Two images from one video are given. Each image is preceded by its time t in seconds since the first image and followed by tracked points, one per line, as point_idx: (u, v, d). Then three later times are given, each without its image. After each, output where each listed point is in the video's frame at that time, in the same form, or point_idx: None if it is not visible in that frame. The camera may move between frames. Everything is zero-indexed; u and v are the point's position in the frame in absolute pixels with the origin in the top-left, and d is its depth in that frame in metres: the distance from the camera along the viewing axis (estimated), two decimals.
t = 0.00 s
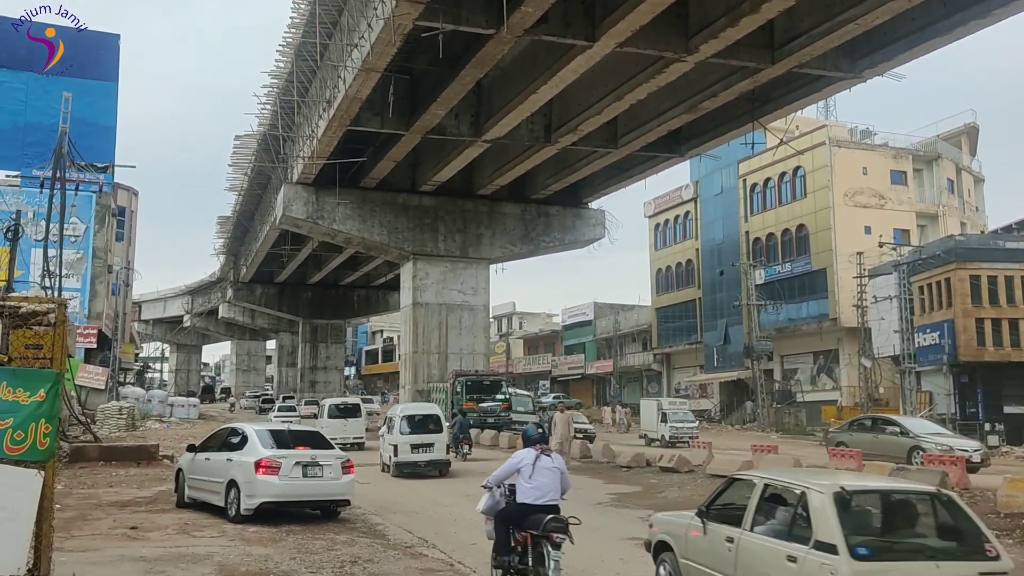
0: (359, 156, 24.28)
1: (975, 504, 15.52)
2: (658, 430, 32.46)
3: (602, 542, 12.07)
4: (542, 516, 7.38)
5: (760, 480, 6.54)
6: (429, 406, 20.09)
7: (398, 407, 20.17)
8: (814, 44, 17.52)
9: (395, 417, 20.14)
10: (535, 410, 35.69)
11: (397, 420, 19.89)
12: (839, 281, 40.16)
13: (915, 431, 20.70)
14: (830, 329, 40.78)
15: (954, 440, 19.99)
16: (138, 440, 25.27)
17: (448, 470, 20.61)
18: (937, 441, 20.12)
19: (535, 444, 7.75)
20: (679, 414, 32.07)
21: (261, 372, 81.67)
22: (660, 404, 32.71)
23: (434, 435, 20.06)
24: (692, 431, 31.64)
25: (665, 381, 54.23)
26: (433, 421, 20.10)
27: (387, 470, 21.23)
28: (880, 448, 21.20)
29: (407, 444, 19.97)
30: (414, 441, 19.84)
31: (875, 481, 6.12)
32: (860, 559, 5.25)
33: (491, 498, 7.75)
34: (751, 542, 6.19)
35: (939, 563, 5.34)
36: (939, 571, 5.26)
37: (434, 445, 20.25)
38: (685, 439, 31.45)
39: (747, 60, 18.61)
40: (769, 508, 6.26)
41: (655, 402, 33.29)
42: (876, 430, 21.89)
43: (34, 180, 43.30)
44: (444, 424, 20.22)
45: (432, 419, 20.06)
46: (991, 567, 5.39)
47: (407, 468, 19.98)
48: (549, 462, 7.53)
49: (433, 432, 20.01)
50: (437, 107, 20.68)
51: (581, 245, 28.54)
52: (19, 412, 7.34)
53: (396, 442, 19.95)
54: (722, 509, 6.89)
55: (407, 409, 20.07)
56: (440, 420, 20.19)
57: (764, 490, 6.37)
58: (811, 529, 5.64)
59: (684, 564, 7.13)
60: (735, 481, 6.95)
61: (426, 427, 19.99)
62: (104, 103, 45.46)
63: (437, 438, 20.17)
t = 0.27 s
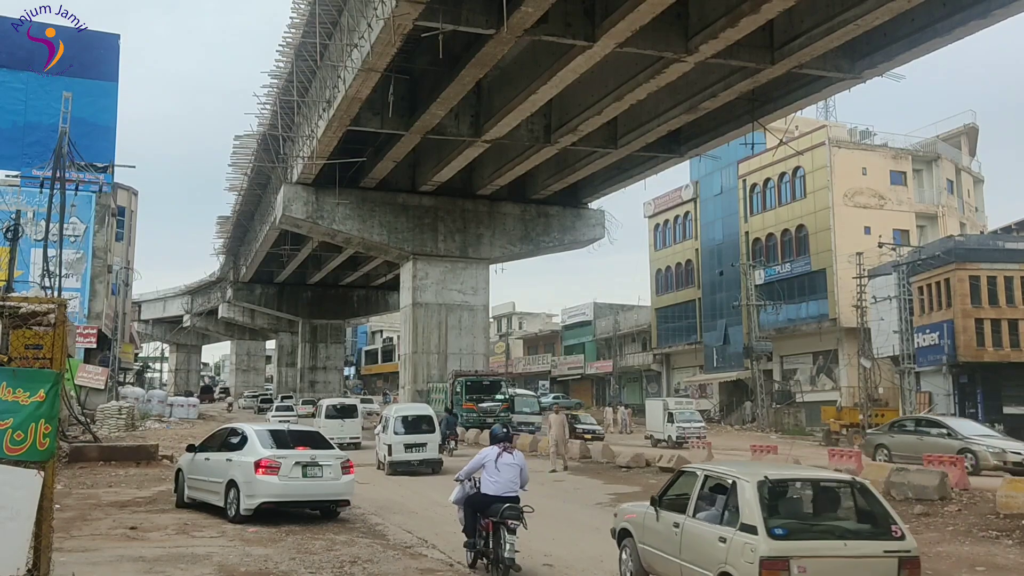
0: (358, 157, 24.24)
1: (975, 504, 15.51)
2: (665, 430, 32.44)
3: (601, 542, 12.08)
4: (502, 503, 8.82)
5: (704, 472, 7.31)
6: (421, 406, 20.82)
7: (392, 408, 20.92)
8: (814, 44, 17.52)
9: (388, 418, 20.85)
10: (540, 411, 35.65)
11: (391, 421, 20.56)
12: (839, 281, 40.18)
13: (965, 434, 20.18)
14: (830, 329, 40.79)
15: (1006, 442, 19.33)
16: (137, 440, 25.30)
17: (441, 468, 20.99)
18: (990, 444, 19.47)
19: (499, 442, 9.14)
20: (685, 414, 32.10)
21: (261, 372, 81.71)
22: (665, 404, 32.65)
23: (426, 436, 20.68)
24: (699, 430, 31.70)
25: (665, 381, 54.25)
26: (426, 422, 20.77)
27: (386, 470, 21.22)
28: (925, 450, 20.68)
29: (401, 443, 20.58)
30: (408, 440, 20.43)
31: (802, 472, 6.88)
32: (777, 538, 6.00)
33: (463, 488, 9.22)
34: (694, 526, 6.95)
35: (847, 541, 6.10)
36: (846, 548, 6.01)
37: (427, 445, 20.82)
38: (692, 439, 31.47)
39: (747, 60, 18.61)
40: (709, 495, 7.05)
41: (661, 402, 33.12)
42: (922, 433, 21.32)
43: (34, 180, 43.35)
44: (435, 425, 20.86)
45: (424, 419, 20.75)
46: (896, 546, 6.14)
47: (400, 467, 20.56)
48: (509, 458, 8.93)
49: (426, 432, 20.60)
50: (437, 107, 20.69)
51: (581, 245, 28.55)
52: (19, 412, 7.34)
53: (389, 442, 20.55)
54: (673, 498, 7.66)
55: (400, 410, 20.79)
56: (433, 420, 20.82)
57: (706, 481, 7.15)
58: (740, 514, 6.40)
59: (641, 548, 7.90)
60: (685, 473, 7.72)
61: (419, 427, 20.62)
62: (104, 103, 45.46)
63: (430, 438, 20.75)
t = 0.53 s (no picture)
0: (359, 160, 24.23)
1: (973, 514, 15.48)
2: (670, 438, 32.14)
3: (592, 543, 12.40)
4: (474, 498, 10.19)
5: (658, 472, 8.08)
6: (413, 410, 21.11)
7: (386, 412, 21.29)
8: (815, 53, 17.53)
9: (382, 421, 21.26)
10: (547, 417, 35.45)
11: (384, 424, 20.94)
12: (839, 289, 40.19)
13: (1013, 447, 19.84)
14: (829, 337, 40.76)
15: None
16: (135, 443, 25.27)
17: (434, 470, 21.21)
18: None
19: (473, 444, 10.53)
20: (691, 421, 31.81)
21: (260, 375, 81.63)
22: (671, 411, 32.18)
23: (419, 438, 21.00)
24: (705, 437, 31.40)
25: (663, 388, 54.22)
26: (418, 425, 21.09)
27: (383, 474, 21.18)
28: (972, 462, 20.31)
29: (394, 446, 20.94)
30: (401, 442, 20.78)
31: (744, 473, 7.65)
32: (714, 532, 6.74)
33: (442, 482, 10.61)
34: (648, 521, 7.69)
35: (776, 534, 6.82)
36: (775, 540, 6.73)
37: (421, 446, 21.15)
38: (698, 445, 31.15)
39: (748, 68, 18.64)
40: (661, 494, 7.81)
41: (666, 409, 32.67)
42: (966, 444, 20.95)
43: (34, 181, 43.46)
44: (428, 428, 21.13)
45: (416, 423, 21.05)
46: (821, 539, 6.90)
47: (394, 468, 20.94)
48: (480, 458, 10.31)
49: (419, 435, 20.93)
50: (439, 112, 20.72)
51: (581, 251, 28.57)
52: (17, 413, 7.32)
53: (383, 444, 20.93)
54: (633, 497, 8.43)
55: (393, 413, 21.13)
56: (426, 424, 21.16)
57: (659, 482, 7.90)
58: (683, 510, 7.17)
59: (605, 540, 8.65)
60: (642, 474, 8.48)
61: (412, 430, 20.95)
62: (107, 105, 45.50)
63: (423, 440, 21.10)
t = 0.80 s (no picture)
0: (361, 170, 24.26)
1: (971, 533, 15.45)
2: (676, 453, 31.94)
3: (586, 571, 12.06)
4: (453, 498, 11.51)
5: (620, 480, 8.97)
6: (407, 421, 21.50)
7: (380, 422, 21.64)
8: (817, 69, 17.61)
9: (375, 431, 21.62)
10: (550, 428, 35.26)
11: (378, 434, 21.29)
12: (839, 306, 40.18)
13: None
14: (829, 353, 40.73)
15: None
16: (132, 450, 25.21)
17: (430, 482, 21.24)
18: None
19: (452, 451, 11.89)
20: (697, 437, 31.56)
21: (259, 383, 81.50)
22: (678, 426, 31.96)
23: (412, 448, 21.37)
24: (711, 454, 31.09)
25: (663, 402, 54.15)
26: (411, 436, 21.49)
27: (380, 485, 21.13)
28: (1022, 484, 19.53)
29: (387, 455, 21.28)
30: (394, 452, 21.13)
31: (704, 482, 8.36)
32: (665, 534, 7.51)
33: (426, 486, 11.93)
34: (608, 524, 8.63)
35: (722, 537, 7.57)
36: (719, 542, 7.50)
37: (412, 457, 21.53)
38: (704, 463, 30.85)
39: (750, 83, 18.73)
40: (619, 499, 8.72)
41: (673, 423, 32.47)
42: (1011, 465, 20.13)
43: (36, 187, 43.25)
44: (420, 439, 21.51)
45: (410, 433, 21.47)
46: (763, 542, 7.66)
47: (386, 477, 21.24)
48: (459, 462, 11.64)
49: (412, 445, 21.33)
50: (442, 123, 20.80)
51: (581, 263, 28.59)
52: (15, 419, 7.32)
53: (376, 454, 21.22)
54: (600, 503, 9.42)
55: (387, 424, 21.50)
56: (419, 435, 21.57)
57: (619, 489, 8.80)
58: (639, 514, 7.94)
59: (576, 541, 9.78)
60: (608, 482, 9.46)
61: (405, 440, 21.33)
62: (107, 112, 45.91)
63: (415, 451, 21.50)
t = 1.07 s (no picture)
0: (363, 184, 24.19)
1: (973, 552, 15.32)
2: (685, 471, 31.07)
3: None
4: (440, 505, 12.63)
5: (593, 491, 9.88)
6: (403, 434, 21.50)
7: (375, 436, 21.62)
8: (820, 86, 17.65)
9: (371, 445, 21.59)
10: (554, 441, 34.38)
11: (374, 448, 21.25)
12: (841, 322, 40.11)
13: None
14: (831, 370, 40.63)
15: None
16: (130, 464, 25.09)
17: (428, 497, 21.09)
18: None
19: (439, 462, 12.96)
20: (707, 453, 30.50)
21: (259, 397, 81.15)
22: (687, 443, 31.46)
23: (407, 462, 21.29)
24: (722, 472, 30.06)
25: (664, 419, 53.99)
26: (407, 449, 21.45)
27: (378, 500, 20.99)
28: None
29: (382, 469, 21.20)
30: (390, 465, 21.07)
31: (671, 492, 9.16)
32: (629, 538, 8.30)
33: (417, 495, 13.02)
34: (582, 529, 9.51)
35: (681, 542, 8.34)
36: (679, 546, 8.26)
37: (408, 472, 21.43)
38: (715, 480, 29.79)
39: (752, 99, 18.77)
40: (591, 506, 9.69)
41: (682, 439, 32.06)
42: None
43: (38, 199, 43.11)
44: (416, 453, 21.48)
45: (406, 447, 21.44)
46: (718, 547, 8.40)
47: (382, 490, 21.13)
48: (445, 473, 12.78)
49: (407, 459, 21.27)
50: (444, 136, 20.80)
51: (583, 278, 28.56)
52: (15, 432, 7.28)
53: (371, 467, 21.13)
54: (575, 511, 10.36)
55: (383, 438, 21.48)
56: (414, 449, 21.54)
57: (591, 498, 9.78)
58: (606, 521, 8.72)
59: (554, 549, 10.63)
60: (582, 494, 10.39)
61: (401, 454, 21.28)
62: (112, 124, 46.03)
63: (410, 465, 21.41)
